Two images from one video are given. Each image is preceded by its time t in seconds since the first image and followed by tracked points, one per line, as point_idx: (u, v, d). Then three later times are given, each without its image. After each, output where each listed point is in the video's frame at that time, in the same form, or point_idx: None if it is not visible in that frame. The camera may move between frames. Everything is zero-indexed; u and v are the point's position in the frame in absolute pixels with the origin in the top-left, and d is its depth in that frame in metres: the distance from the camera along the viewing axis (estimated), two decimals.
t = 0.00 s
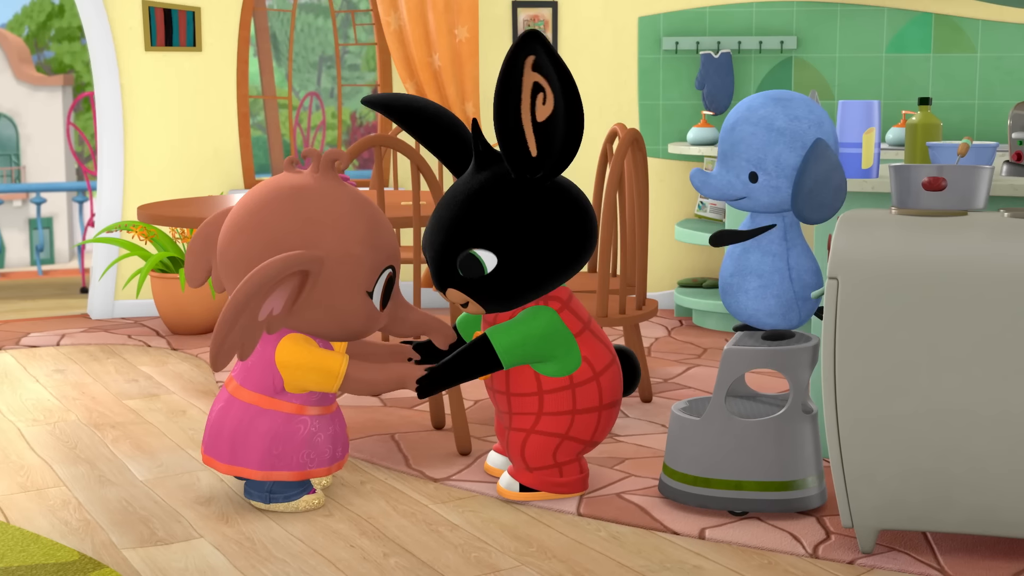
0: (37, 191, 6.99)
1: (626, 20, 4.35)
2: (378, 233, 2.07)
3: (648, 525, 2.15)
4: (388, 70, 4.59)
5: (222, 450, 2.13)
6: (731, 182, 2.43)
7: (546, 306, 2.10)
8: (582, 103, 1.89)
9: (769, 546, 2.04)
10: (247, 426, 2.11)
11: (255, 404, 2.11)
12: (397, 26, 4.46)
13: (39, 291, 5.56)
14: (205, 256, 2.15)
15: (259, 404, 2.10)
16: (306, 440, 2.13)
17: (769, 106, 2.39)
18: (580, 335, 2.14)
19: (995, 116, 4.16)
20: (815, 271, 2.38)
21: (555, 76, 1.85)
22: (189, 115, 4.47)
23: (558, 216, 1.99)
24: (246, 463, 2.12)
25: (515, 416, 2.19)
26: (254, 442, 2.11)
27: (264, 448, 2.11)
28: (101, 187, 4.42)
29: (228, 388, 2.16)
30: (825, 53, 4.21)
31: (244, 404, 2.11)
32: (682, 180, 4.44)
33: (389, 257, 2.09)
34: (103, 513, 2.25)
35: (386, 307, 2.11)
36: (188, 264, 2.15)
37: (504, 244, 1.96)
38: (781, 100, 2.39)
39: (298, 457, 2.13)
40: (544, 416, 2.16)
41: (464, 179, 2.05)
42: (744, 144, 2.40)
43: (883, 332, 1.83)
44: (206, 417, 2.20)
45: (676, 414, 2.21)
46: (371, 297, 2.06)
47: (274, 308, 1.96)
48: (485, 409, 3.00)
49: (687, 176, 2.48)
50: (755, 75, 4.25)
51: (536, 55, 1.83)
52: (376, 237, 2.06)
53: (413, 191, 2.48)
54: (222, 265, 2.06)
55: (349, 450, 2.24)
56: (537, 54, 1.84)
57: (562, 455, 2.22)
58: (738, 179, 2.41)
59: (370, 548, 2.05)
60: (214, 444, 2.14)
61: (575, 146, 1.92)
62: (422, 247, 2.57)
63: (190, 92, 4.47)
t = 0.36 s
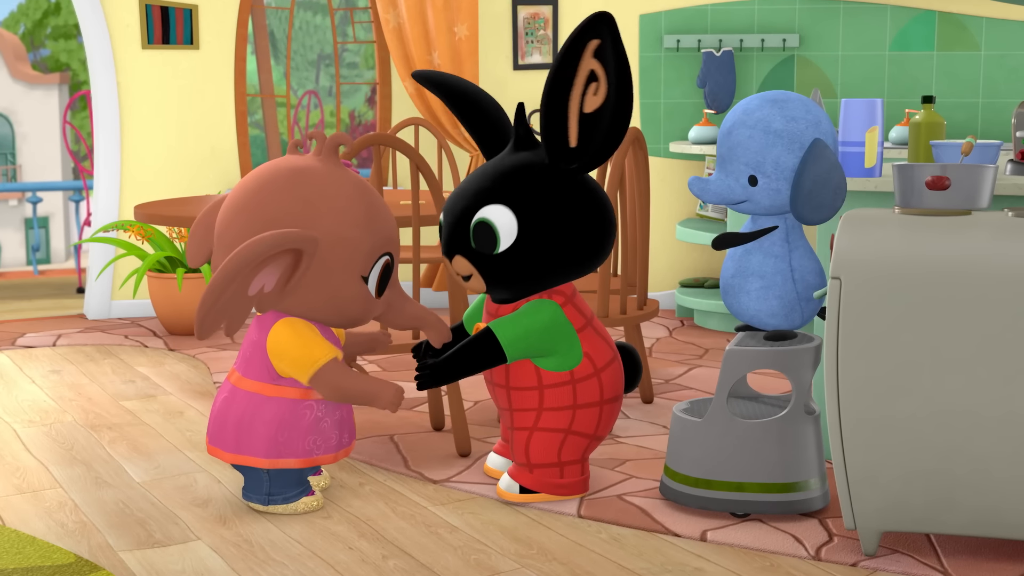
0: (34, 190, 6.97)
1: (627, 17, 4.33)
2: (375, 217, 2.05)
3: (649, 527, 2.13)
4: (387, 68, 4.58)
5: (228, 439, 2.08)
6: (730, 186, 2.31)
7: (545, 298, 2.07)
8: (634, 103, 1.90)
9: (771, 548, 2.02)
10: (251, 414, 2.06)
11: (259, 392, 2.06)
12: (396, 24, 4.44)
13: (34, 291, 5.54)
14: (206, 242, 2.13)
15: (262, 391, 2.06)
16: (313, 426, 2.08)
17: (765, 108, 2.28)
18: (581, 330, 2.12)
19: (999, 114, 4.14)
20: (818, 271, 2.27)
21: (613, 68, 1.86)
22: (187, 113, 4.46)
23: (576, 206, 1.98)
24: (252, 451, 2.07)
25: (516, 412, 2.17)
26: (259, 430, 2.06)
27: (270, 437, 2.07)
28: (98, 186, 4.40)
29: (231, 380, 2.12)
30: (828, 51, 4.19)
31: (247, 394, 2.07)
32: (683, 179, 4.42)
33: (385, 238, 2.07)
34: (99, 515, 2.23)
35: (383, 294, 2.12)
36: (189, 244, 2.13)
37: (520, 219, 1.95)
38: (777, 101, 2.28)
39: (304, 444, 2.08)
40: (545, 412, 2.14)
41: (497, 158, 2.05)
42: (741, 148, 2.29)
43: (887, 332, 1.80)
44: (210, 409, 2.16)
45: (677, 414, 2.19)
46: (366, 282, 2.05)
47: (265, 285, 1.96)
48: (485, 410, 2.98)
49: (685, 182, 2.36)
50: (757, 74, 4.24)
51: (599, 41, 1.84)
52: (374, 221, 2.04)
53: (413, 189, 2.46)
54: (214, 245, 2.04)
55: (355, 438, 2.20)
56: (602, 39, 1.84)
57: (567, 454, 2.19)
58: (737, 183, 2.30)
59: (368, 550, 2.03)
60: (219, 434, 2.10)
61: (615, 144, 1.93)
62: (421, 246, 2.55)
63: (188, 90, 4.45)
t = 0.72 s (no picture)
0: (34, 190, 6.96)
1: (628, 17, 4.33)
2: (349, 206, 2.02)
3: (649, 527, 2.13)
4: (387, 68, 4.57)
5: (236, 439, 2.08)
6: (729, 191, 2.30)
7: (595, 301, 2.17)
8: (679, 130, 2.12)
9: (771, 548, 2.01)
10: (258, 413, 2.06)
11: (264, 391, 2.06)
12: (396, 24, 4.44)
13: (34, 291, 5.54)
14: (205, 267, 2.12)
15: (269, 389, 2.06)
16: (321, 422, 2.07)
17: (754, 111, 2.27)
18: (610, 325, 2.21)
19: (999, 113, 4.13)
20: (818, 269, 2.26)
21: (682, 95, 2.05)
22: (186, 114, 4.45)
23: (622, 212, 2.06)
24: (261, 450, 2.07)
25: (541, 419, 2.19)
26: (267, 430, 2.06)
27: (278, 435, 2.06)
28: (98, 186, 4.40)
29: (235, 379, 2.11)
30: (828, 51, 4.19)
31: (252, 393, 2.06)
32: (683, 179, 4.42)
33: (364, 227, 2.03)
34: (99, 515, 2.22)
35: (369, 280, 2.07)
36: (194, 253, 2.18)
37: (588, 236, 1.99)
38: (766, 103, 2.27)
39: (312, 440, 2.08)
40: (576, 414, 2.18)
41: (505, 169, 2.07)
42: (737, 153, 2.28)
43: (887, 332, 1.80)
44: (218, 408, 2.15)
45: (677, 414, 2.19)
46: (345, 272, 2.02)
47: (236, 294, 1.92)
48: (485, 410, 2.98)
49: (683, 192, 2.34)
50: (757, 73, 4.24)
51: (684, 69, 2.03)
52: (346, 210, 2.01)
53: (413, 190, 2.45)
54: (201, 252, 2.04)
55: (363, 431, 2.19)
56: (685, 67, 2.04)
57: (592, 453, 2.22)
58: (735, 187, 2.29)
59: (368, 551, 2.03)
60: (227, 433, 2.09)
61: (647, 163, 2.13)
62: (421, 246, 2.55)
63: (188, 90, 4.45)
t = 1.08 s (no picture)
0: (34, 190, 6.96)
1: (628, 17, 4.33)
2: (309, 193, 1.99)
3: (649, 527, 2.12)
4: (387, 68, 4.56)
5: (237, 437, 2.08)
6: (749, 179, 2.30)
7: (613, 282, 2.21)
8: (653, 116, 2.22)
9: (771, 548, 2.01)
10: (259, 411, 2.06)
11: (263, 389, 2.06)
12: (396, 24, 4.44)
13: (35, 291, 5.54)
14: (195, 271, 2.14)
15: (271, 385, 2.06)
16: (322, 419, 2.07)
17: (792, 105, 2.27)
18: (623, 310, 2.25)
19: (999, 113, 4.13)
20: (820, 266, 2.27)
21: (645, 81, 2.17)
22: (186, 114, 4.45)
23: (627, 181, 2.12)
24: (262, 448, 2.07)
25: (564, 407, 2.17)
26: (267, 427, 2.06)
27: (279, 432, 2.06)
28: (98, 186, 4.40)
29: (235, 378, 2.11)
30: (828, 51, 4.19)
31: (252, 390, 2.06)
32: (684, 179, 4.42)
33: (326, 212, 2.00)
34: (99, 515, 2.22)
35: (346, 263, 2.05)
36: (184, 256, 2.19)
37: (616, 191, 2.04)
38: (803, 99, 2.28)
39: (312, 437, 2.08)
40: (598, 403, 2.18)
41: (518, 153, 2.11)
42: (768, 142, 2.27)
43: (887, 332, 1.79)
44: (220, 404, 2.15)
45: (678, 413, 2.19)
46: (313, 258, 1.99)
47: (203, 300, 1.94)
48: (485, 410, 2.98)
49: (705, 170, 2.33)
50: (757, 73, 4.24)
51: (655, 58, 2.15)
52: (307, 198, 1.98)
53: (413, 189, 2.45)
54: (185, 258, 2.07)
55: (365, 427, 2.18)
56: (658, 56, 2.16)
57: (603, 448, 2.22)
58: (758, 177, 2.28)
59: (368, 551, 2.03)
60: (228, 431, 2.10)
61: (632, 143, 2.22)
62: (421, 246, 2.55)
63: (188, 90, 4.45)
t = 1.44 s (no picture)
0: (34, 190, 6.96)
1: (628, 17, 4.33)
2: (310, 194, 1.99)
3: (649, 527, 2.12)
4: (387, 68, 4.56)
5: (237, 437, 2.08)
6: (745, 186, 2.30)
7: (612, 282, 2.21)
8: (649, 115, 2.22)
9: (771, 548, 2.01)
10: (259, 411, 2.06)
11: (263, 390, 2.06)
12: (396, 23, 4.44)
13: (35, 291, 5.54)
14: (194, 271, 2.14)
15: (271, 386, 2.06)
16: (322, 419, 2.07)
17: (782, 109, 2.27)
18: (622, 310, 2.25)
19: (999, 113, 4.13)
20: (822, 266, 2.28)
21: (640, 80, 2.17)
22: (186, 114, 4.45)
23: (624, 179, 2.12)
24: (262, 449, 2.07)
25: (564, 406, 2.17)
26: (267, 428, 2.06)
27: (279, 433, 2.06)
28: (98, 186, 4.40)
29: (235, 379, 2.11)
30: (828, 51, 4.19)
31: (252, 391, 2.06)
32: (684, 179, 4.42)
33: (326, 214, 2.00)
34: (99, 515, 2.22)
35: (346, 265, 2.05)
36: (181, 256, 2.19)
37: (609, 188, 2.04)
38: (793, 102, 2.27)
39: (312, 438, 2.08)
40: (598, 402, 2.18)
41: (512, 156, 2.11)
42: (761, 149, 2.27)
43: (888, 332, 1.79)
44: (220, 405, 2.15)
45: (678, 413, 2.18)
46: (313, 259, 1.99)
47: (202, 301, 1.94)
48: (485, 410, 2.98)
49: (698, 184, 2.34)
50: (757, 73, 4.24)
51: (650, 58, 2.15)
52: (307, 199, 1.98)
53: (413, 190, 2.45)
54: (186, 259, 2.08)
55: (365, 427, 2.18)
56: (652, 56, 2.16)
57: (603, 448, 2.22)
58: (753, 183, 2.28)
59: (368, 550, 2.03)
60: (228, 431, 2.10)
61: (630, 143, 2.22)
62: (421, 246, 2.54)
63: (187, 90, 4.45)
